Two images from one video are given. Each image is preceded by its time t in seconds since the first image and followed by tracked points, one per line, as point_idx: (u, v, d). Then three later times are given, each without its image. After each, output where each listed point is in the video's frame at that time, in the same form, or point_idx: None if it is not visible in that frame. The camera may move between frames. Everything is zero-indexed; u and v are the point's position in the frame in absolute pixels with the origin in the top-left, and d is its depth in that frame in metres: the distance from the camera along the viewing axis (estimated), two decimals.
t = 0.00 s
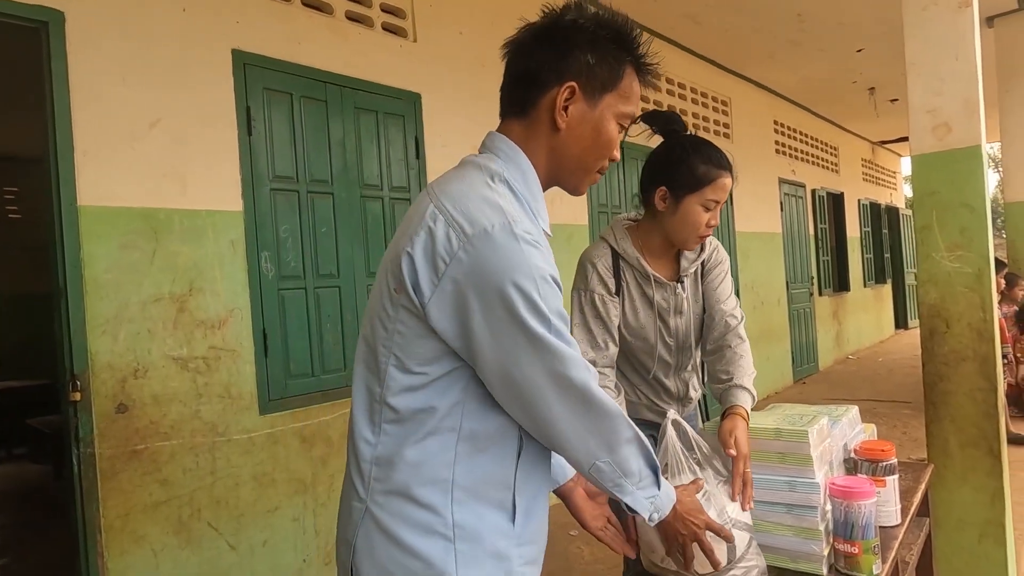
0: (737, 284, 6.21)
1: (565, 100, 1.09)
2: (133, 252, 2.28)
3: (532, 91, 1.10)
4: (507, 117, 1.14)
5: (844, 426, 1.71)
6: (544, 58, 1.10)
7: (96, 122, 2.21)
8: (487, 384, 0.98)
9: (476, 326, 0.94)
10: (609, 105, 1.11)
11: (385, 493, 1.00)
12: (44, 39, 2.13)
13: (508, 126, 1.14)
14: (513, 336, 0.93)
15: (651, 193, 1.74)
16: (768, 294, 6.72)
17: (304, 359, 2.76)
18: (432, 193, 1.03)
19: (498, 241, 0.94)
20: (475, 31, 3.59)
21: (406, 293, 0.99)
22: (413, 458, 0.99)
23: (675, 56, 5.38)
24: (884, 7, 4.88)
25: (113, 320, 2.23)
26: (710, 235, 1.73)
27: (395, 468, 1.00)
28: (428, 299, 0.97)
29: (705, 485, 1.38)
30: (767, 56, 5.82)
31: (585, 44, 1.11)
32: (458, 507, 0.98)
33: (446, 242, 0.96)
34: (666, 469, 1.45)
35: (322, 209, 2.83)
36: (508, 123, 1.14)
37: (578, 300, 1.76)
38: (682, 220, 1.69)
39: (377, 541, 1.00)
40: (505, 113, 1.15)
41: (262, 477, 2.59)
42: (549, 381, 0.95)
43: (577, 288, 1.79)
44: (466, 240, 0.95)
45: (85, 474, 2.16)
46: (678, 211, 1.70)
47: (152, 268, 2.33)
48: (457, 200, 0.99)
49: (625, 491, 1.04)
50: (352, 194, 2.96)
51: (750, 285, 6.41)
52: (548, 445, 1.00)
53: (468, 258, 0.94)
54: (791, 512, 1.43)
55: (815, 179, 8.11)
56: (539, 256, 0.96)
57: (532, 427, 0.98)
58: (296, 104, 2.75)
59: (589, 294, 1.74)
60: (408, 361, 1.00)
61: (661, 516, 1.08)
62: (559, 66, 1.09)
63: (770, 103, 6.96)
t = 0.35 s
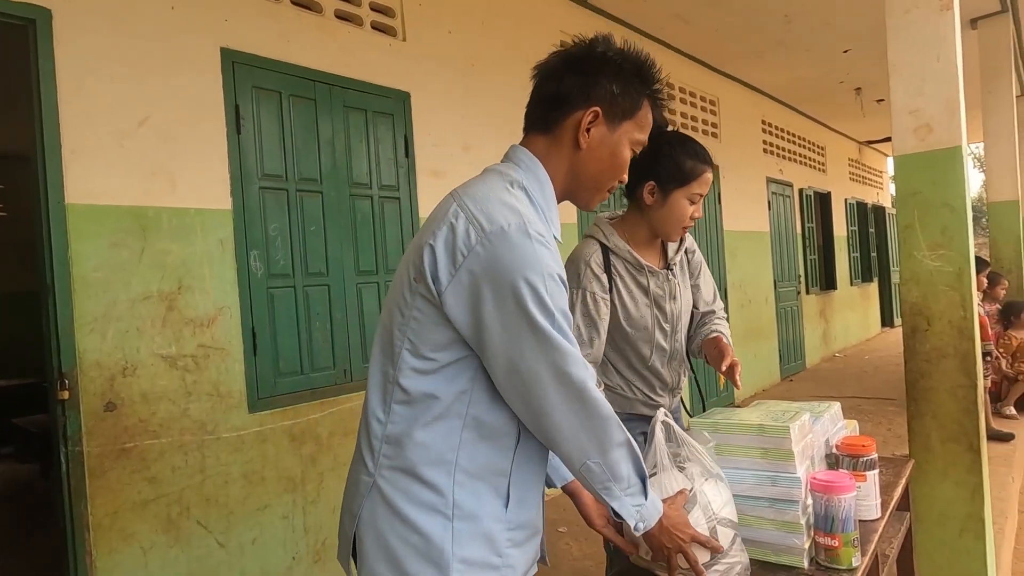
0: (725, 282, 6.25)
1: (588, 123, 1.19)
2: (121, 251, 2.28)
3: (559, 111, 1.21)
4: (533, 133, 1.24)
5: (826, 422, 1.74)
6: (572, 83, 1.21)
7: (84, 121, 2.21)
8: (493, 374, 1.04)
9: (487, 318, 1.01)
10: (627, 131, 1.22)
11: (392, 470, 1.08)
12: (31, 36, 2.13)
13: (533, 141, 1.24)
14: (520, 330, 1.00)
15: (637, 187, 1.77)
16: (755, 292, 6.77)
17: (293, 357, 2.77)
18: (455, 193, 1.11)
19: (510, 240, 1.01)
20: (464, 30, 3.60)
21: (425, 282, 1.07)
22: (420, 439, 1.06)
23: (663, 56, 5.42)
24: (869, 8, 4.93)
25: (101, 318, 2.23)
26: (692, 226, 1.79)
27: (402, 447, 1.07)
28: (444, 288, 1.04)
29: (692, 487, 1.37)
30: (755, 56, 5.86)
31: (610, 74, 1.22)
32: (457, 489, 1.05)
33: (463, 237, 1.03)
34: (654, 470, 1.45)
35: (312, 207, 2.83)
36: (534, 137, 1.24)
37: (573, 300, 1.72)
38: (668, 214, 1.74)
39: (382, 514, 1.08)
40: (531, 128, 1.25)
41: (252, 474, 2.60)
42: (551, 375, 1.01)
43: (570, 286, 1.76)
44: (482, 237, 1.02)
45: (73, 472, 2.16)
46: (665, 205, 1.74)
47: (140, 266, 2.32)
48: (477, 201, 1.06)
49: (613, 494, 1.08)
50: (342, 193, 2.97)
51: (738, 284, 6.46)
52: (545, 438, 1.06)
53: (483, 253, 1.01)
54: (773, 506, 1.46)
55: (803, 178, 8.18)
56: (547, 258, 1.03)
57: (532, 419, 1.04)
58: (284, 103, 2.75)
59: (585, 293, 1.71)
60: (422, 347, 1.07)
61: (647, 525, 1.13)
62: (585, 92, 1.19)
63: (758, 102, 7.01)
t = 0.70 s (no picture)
0: (711, 281, 6.30)
1: (585, 133, 1.21)
2: (106, 251, 2.27)
3: (556, 122, 1.22)
4: (530, 142, 1.26)
5: (805, 420, 1.77)
6: (568, 94, 1.23)
7: (67, 120, 2.20)
8: (485, 374, 1.06)
9: (482, 318, 1.02)
10: (622, 141, 1.24)
11: (379, 466, 1.09)
12: (13, 35, 2.11)
13: (530, 149, 1.25)
14: (514, 332, 1.02)
15: (634, 182, 1.81)
16: (741, 291, 6.83)
17: (280, 357, 2.77)
18: (454, 195, 1.13)
19: (507, 244, 1.03)
20: (451, 30, 3.61)
21: (421, 280, 1.08)
22: (409, 436, 1.08)
23: (650, 56, 5.45)
24: (852, 10, 5.00)
25: (86, 319, 2.22)
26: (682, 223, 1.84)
27: (391, 444, 1.08)
28: (440, 287, 1.05)
29: (674, 485, 1.39)
30: (740, 57, 5.92)
31: (605, 86, 1.24)
32: (444, 487, 1.07)
33: (461, 238, 1.05)
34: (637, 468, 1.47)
35: (297, 207, 2.83)
36: (531, 147, 1.25)
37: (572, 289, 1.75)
38: (662, 209, 1.78)
39: (366, 510, 1.09)
40: (528, 136, 1.26)
41: (238, 474, 2.60)
42: (544, 378, 1.03)
43: (570, 276, 1.77)
44: (479, 240, 1.04)
45: (57, 474, 2.15)
46: (659, 200, 1.78)
47: (125, 266, 2.32)
48: (476, 203, 1.08)
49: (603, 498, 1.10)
50: (328, 192, 2.97)
51: (724, 283, 6.51)
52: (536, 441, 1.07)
53: (481, 255, 1.03)
54: (753, 502, 1.49)
55: (788, 178, 8.25)
56: (543, 263, 1.05)
57: (524, 421, 1.06)
58: (270, 102, 2.75)
59: (583, 283, 1.74)
60: (416, 345, 1.09)
61: (638, 527, 1.14)
62: (582, 103, 1.21)
63: (744, 102, 7.07)
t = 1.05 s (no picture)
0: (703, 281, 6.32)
1: (596, 137, 1.22)
2: (95, 250, 2.24)
3: (566, 125, 1.23)
4: (539, 144, 1.26)
5: (801, 420, 1.77)
6: (578, 97, 1.23)
7: (55, 118, 2.17)
8: (501, 378, 1.07)
9: (502, 324, 1.02)
10: (630, 145, 1.25)
11: (385, 470, 1.09)
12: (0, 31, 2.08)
13: (539, 151, 1.26)
14: (535, 336, 1.02)
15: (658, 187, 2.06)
16: (732, 290, 6.85)
17: (272, 358, 2.74)
18: (468, 195, 1.12)
19: (527, 249, 1.03)
20: (444, 28, 3.60)
21: (436, 282, 1.07)
22: (418, 440, 1.08)
23: (642, 56, 5.45)
24: (843, 12, 5.02)
25: (74, 319, 2.19)
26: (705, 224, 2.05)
27: (399, 447, 1.09)
28: (456, 290, 1.05)
29: (679, 486, 1.37)
30: (731, 57, 5.93)
31: (614, 89, 1.24)
32: (451, 491, 1.08)
33: (479, 241, 1.04)
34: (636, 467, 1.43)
35: (289, 207, 2.81)
36: (540, 149, 1.26)
37: (607, 276, 1.98)
38: (682, 210, 2.01)
39: (370, 513, 1.09)
40: (537, 139, 1.26)
41: (229, 476, 2.57)
42: (563, 382, 1.04)
43: (605, 265, 2.01)
44: (498, 244, 1.03)
45: (45, 476, 2.12)
46: (679, 202, 2.01)
47: (114, 266, 2.29)
48: (493, 205, 1.08)
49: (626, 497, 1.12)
50: (321, 191, 2.95)
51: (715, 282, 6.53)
52: (555, 443, 1.09)
53: (500, 259, 1.02)
54: (750, 503, 1.49)
55: (778, 177, 8.29)
56: (563, 267, 1.05)
57: (542, 424, 1.07)
58: (261, 101, 2.72)
59: (618, 272, 1.98)
60: (430, 348, 1.08)
61: (658, 527, 1.17)
62: (593, 107, 1.22)
63: (735, 102, 7.09)
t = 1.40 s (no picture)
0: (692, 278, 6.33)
1: (572, 117, 1.21)
2: (75, 246, 2.20)
3: (542, 106, 1.22)
4: (518, 126, 1.25)
5: (791, 418, 1.76)
6: (551, 77, 1.22)
7: (33, 111, 2.12)
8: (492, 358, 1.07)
9: (492, 299, 1.03)
10: (606, 123, 1.25)
11: (398, 459, 1.10)
12: None
13: (517, 133, 1.25)
14: (523, 310, 1.02)
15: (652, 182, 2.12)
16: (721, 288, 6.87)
17: (258, 356, 2.70)
18: (454, 179, 1.14)
19: (515, 222, 1.04)
20: (432, 23, 3.56)
21: (428, 265, 1.08)
22: (427, 428, 1.08)
23: (631, 53, 5.44)
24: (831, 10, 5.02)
25: (53, 316, 2.15)
26: (694, 216, 2.02)
27: (410, 436, 1.10)
28: (448, 270, 1.06)
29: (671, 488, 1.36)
30: (720, 55, 5.93)
31: (588, 69, 1.23)
32: (467, 477, 1.08)
33: (467, 219, 1.06)
34: (634, 467, 1.43)
35: (275, 202, 2.77)
36: (519, 132, 1.25)
37: (604, 263, 2.05)
38: (665, 201, 2.04)
39: (387, 506, 1.09)
40: (514, 121, 1.26)
41: (214, 476, 2.53)
42: (543, 357, 1.03)
43: (603, 252, 2.08)
44: (486, 218, 1.05)
45: (24, 477, 2.07)
46: (663, 194, 2.05)
47: (95, 262, 2.24)
48: (480, 185, 1.09)
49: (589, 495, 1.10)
50: (307, 187, 2.91)
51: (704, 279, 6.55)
52: (521, 427, 1.08)
53: (489, 234, 1.04)
54: (740, 502, 1.47)
55: (767, 175, 8.31)
56: (549, 239, 1.06)
57: (516, 402, 1.06)
58: (246, 95, 2.68)
59: (613, 259, 2.04)
60: (427, 331, 1.09)
61: (622, 528, 1.14)
62: (568, 86, 1.21)
63: (724, 101, 7.09)
